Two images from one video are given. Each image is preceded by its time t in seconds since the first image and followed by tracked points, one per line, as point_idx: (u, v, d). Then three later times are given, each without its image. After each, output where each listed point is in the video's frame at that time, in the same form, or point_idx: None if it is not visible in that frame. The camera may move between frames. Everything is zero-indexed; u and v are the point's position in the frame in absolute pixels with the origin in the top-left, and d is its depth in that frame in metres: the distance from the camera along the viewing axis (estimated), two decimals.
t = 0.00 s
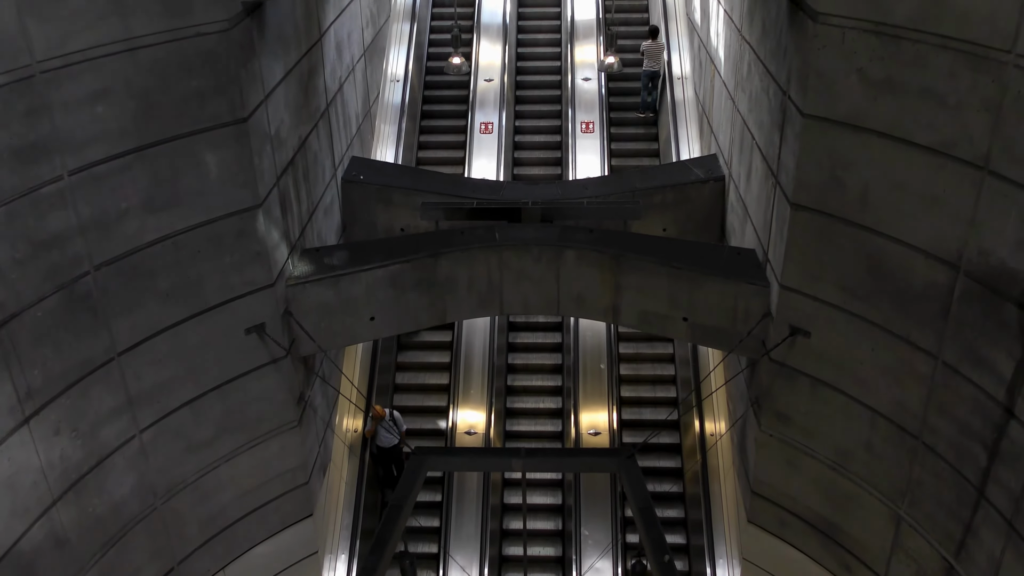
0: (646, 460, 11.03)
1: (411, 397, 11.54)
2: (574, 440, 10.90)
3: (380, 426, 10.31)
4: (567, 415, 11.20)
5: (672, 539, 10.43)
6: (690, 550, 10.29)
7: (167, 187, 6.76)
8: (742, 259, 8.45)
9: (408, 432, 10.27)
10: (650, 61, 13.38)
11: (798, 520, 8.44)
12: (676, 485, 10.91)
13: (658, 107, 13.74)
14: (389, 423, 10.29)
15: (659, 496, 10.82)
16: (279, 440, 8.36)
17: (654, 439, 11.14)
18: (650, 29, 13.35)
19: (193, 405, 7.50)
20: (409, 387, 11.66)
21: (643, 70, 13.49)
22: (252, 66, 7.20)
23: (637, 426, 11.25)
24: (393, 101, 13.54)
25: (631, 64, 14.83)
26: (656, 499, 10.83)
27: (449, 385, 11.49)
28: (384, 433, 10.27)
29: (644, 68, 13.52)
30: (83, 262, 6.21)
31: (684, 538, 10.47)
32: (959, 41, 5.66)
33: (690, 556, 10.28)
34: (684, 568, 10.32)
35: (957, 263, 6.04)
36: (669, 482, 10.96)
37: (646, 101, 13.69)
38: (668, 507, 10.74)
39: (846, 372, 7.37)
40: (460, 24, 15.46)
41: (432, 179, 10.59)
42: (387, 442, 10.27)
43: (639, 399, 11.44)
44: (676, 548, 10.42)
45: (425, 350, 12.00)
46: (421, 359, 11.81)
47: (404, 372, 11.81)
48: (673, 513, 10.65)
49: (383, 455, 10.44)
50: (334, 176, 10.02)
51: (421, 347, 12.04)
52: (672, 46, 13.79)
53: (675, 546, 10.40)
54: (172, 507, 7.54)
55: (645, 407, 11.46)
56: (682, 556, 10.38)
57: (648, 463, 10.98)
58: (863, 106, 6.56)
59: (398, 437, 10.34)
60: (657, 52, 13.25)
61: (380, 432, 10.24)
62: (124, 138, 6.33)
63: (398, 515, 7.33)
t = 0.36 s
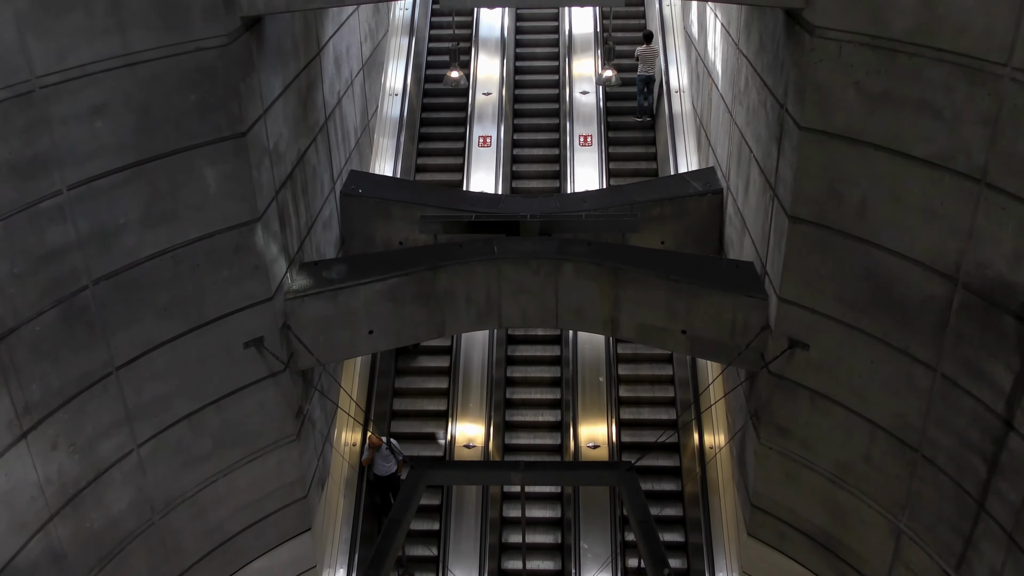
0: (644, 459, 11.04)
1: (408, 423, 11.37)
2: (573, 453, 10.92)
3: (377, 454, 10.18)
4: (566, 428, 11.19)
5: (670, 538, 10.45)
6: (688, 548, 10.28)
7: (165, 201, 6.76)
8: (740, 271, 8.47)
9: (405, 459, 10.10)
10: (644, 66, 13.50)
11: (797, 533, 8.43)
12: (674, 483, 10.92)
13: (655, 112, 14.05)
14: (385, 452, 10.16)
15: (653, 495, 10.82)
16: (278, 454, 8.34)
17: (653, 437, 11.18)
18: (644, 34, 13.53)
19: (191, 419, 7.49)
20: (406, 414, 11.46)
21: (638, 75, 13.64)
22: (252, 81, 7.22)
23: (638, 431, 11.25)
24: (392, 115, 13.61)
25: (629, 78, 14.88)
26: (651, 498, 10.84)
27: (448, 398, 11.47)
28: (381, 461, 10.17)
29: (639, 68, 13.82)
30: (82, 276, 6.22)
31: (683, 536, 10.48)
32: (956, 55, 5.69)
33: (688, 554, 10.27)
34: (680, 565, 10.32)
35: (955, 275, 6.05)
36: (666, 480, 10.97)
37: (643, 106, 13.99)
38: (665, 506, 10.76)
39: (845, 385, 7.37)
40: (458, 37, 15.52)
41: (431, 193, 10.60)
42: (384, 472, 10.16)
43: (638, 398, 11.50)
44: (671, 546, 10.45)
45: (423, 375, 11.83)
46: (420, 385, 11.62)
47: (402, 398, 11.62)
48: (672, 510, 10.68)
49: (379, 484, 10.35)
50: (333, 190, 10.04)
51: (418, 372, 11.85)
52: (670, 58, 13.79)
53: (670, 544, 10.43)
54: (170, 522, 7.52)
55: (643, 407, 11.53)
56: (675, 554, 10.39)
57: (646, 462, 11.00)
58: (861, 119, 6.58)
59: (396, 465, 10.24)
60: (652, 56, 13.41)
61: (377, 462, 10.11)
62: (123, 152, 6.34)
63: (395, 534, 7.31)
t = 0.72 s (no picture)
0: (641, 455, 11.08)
1: (406, 448, 11.17)
2: (572, 464, 10.90)
3: (375, 480, 9.90)
4: (565, 438, 11.15)
5: (668, 534, 10.44)
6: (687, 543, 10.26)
7: (163, 213, 6.76)
8: (738, 281, 8.47)
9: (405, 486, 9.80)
10: (639, 68, 13.70)
11: (798, 543, 8.40)
12: (672, 479, 10.94)
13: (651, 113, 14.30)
14: (384, 478, 9.90)
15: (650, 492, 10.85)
16: (277, 466, 8.30)
17: (651, 434, 11.22)
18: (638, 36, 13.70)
19: (189, 431, 7.47)
20: (404, 438, 11.30)
21: (633, 77, 13.89)
22: (251, 92, 7.24)
23: (636, 430, 11.28)
24: (390, 126, 13.67)
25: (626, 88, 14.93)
26: (648, 495, 10.88)
27: (447, 409, 11.45)
28: (379, 487, 9.89)
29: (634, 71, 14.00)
30: (79, 288, 6.22)
31: (682, 531, 10.48)
32: (952, 64, 5.71)
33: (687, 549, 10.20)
34: (678, 561, 10.24)
35: (954, 284, 6.05)
36: (665, 476, 10.99)
37: (639, 107, 14.20)
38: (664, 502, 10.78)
39: (844, 395, 7.36)
40: (456, 48, 15.55)
41: (429, 203, 10.61)
42: (382, 498, 9.87)
43: (636, 399, 11.56)
44: (668, 542, 10.46)
45: (420, 399, 11.66)
46: (420, 409, 11.46)
47: (400, 422, 11.45)
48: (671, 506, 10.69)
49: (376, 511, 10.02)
50: (331, 201, 10.05)
51: (414, 396, 11.70)
52: (667, 69, 13.89)
53: (667, 540, 10.44)
54: (169, 534, 7.49)
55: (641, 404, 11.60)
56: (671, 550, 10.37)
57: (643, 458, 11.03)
58: (859, 129, 6.59)
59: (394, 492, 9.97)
60: (646, 58, 13.54)
61: (375, 487, 9.85)
62: (121, 164, 6.35)
63: (393, 545, 7.22)
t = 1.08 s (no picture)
0: (640, 451, 11.20)
1: (405, 457, 11.17)
2: (570, 474, 10.86)
3: (372, 506, 9.70)
4: (564, 448, 11.13)
5: (668, 530, 10.53)
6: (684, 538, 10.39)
7: (163, 223, 6.77)
8: (737, 290, 8.47)
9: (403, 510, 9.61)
10: (638, 70, 13.84)
11: (797, 554, 8.38)
12: (671, 479, 11.00)
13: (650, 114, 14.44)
14: (381, 504, 9.70)
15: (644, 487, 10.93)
16: (275, 476, 8.28)
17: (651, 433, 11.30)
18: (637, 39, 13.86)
19: (188, 441, 7.45)
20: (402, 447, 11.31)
21: (631, 79, 14.01)
22: (250, 102, 7.24)
23: (635, 429, 11.35)
24: (390, 135, 13.74)
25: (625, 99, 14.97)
26: (644, 491, 10.96)
27: (446, 419, 11.44)
28: (376, 513, 9.69)
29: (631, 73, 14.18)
30: (79, 297, 6.22)
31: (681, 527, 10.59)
32: (951, 75, 5.73)
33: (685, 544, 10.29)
34: (677, 557, 10.29)
35: (953, 294, 6.05)
36: (665, 481, 11.03)
37: (638, 108, 14.28)
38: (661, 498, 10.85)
39: (844, 405, 7.36)
40: (455, 57, 15.59)
41: (428, 213, 10.62)
42: (379, 523, 9.67)
43: (636, 410, 11.53)
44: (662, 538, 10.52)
45: (419, 421, 11.52)
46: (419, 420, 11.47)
47: (398, 445, 11.32)
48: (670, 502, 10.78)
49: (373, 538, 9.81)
50: (330, 211, 10.07)
51: (413, 419, 11.56)
52: (666, 79, 13.97)
53: (663, 535, 10.50)
54: (167, 544, 7.48)
55: (640, 400, 11.70)
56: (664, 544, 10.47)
57: (641, 455, 11.14)
58: (857, 139, 6.61)
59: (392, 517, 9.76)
60: (644, 60, 13.72)
61: (372, 513, 9.65)
62: (120, 174, 6.36)
63: (388, 563, 7.33)
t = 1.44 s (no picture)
0: (638, 448, 11.34)
1: (402, 469, 11.21)
2: (570, 484, 10.83)
3: (368, 531, 9.70)
4: (563, 458, 11.11)
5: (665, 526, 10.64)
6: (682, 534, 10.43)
7: (162, 232, 6.77)
8: (737, 301, 8.47)
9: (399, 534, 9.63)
10: (637, 72, 13.88)
11: (797, 566, 8.35)
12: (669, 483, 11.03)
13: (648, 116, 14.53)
14: (377, 530, 9.72)
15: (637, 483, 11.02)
16: (274, 485, 8.25)
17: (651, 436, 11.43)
18: (637, 40, 13.82)
19: (186, 450, 7.44)
20: (400, 458, 11.32)
21: (631, 82, 14.05)
22: (251, 111, 7.24)
23: (634, 430, 11.48)
24: (390, 145, 13.76)
25: (626, 109, 15.00)
26: (643, 487, 11.03)
27: (445, 429, 11.44)
28: (372, 538, 9.67)
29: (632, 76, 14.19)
30: (78, 305, 6.22)
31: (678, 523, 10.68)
32: (950, 88, 5.75)
33: (682, 542, 10.37)
34: (672, 553, 10.41)
35: (953, 306, 6.05)
36: (664, 491, 10.99)
37: (637, 110, 14.36)
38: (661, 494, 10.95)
39: (843, 416, 7.35)
40: (455, 67, 15.64)
41: (428, 223, 10.63)
42: (374, 548, 9.62)
43: (635, 413, 11.60)
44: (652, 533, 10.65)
45: (416, 444, 11.49)
46: (416, 431, 11.50)
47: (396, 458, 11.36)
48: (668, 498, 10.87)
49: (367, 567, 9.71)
50: (330, 220, 10.07)
51: (409, 442, 11.52)
52: (666, 89, 14.03)
53: (658, 531, 10.60)
54: (164, 553, 7.45)
55: (639, 398, 11.82)
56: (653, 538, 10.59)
57: (640, 450, 11.29)
58: (856, 151, 6.62)
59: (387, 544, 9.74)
60: (644, 62, 13.76)
61: (368, 538, 9.63)
62: (120, 183, 6.37)
63: (390, 565, 7.15)
